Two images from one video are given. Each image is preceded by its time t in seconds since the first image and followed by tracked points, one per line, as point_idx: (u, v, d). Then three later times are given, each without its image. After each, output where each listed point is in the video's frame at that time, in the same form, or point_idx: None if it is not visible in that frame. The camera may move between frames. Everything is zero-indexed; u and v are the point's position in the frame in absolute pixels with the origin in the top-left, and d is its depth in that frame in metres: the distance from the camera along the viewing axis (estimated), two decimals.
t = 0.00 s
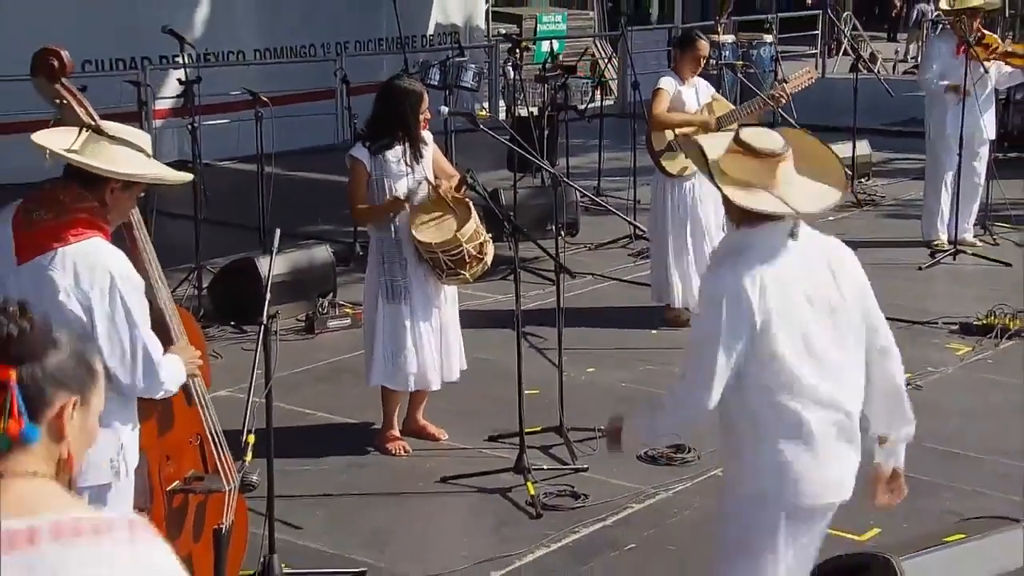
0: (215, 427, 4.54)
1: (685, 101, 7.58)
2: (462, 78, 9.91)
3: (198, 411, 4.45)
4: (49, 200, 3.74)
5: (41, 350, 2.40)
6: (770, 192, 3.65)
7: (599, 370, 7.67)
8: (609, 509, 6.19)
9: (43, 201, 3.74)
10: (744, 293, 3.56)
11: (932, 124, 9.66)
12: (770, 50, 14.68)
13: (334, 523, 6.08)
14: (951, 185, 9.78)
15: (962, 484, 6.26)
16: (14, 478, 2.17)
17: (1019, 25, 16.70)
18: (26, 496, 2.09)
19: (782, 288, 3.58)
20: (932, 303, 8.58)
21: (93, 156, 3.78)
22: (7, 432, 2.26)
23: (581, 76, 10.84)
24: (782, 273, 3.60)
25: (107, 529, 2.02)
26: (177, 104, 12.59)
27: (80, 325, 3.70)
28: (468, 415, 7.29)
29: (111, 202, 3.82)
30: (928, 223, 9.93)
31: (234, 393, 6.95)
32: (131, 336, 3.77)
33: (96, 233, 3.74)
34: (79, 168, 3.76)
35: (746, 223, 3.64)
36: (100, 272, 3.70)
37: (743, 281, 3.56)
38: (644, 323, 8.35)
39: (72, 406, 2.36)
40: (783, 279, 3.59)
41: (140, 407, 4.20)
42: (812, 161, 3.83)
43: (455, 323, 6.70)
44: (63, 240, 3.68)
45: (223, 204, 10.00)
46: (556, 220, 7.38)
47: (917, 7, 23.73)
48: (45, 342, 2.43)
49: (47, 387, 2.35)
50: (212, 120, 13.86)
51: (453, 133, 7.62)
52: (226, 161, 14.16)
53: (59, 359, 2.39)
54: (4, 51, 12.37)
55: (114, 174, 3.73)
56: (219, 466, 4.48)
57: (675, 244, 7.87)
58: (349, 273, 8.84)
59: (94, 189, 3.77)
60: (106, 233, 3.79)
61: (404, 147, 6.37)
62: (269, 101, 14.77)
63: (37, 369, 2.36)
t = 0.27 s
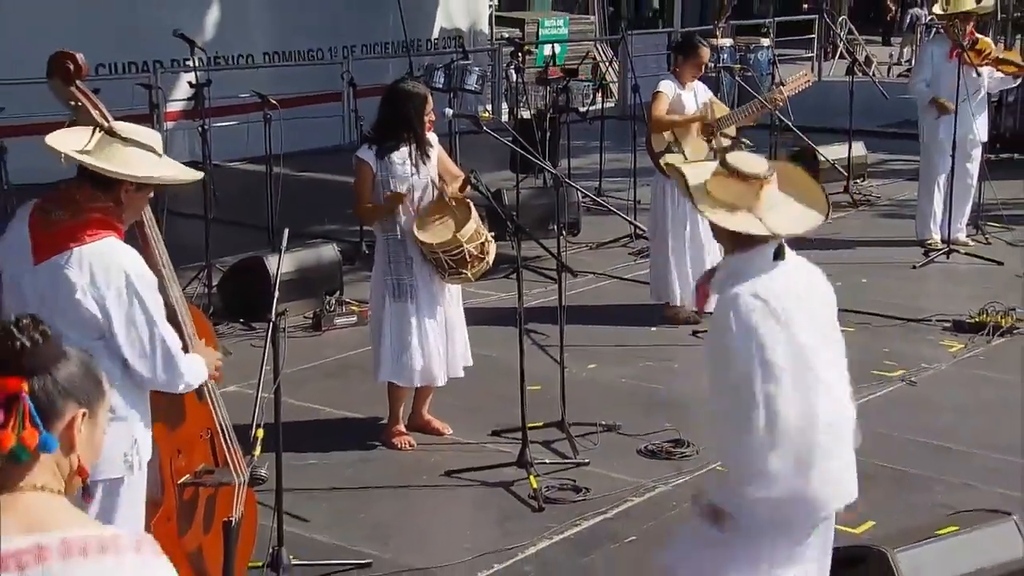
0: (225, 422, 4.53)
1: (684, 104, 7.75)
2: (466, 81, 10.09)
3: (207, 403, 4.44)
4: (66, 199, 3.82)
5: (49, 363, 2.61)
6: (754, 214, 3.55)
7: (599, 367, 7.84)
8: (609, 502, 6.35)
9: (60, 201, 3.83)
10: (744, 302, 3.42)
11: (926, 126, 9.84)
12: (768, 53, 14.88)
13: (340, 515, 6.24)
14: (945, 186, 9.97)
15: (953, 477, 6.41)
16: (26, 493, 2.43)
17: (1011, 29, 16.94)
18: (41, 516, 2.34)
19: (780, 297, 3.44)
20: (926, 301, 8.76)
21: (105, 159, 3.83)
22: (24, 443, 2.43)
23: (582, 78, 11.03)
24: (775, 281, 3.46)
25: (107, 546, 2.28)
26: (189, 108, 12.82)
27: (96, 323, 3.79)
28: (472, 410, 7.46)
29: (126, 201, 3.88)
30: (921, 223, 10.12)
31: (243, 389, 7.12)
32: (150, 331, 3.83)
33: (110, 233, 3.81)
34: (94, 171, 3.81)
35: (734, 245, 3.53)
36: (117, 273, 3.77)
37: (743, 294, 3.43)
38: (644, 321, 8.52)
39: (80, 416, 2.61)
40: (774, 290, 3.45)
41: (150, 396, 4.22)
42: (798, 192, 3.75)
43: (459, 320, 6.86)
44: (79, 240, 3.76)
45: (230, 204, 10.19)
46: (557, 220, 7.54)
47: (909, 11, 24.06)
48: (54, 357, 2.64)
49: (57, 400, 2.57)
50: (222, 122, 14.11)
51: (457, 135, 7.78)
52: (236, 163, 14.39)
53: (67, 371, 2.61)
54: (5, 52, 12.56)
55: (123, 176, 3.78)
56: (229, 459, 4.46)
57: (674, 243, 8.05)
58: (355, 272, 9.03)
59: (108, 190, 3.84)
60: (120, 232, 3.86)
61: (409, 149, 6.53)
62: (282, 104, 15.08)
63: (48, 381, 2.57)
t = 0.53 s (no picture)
0: (233, 416, 4.67)
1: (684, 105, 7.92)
2: (469, 83, 10.27)
3: (218, 400, 4.58)
4: (81, 199, 3.96)
5: (63, 342, 2.73)
6: (745, 194, 3.85)
7: (600, 363, 8.01)
8: (610, 495, 6.51)
9: (76, 201, 3.96)
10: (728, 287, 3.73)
11: (919, 127, 10.03)
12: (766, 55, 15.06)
13: (348, 507, 6.41)
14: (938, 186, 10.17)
15: (944, 470, 6.56)
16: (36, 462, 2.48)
17: (1005, 32, 17.15)
18: (51, 482, 2.39)
19: (765, 287, 3.73)
20: (920, 298, 8.93)
21: (118, 161, 3.98)
22: (35, 415, 2.55)
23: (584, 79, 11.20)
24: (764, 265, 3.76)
25: (111, 516, 2.33)
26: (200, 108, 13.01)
27: (109, 319, 3.91)
28: (476, 405, 7.62)
29: (140, 201, 4.00)
30: (915, 222, 10.32)
31: (252, 384, 7.29)
32: (161, 331, 3.95)
33: (125, 231, 3.95)
34: (106, 174, 3.96)
35: (729, 223, 3.85)
36: (131, 272, 3.90)
37: (726, 279, 3.73)
38: (644, 318, 8.69)
39: (91, 393, 2.68)
40: (763, 275, 3.74)
41: (162, 395, 4.34)
42: (794, 167, 4.02)
43: (463, 317, 7.02)
44: (94, 238, 3.90)
45: (238, 203, 10.37)
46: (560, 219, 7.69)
47: (904, 15, 24.30)
48: (67, 338, 2.75)
49: (70, 373, 2.67)
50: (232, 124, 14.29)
51: (462, 135, 7.94)
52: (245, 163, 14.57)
53: (81, 346, 2.73)
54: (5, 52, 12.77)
55: (134, 179, 3.92)
56: (239, 454, 4.59)
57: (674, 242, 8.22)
58: (361, 270, 9.21)
59: (120, 191, 3.96)
60: (134, 231, 4.00)
61: (413, 150, 6.70)
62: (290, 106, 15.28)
63: (62, 356, 2.68)
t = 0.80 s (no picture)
0: (243, 411, 4.78)
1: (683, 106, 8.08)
2: (472, 85, 10.43)
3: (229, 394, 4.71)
4: (94, 199, 4.06)
5: (76, 365, 2.71)
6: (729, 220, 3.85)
7: (601, 359, 8.17)
8: (611, 488, 6.67)
9: (91, 199, 4.06)
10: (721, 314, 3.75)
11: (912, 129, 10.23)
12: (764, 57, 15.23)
13: (354, 499, 6.57)
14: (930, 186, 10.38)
15: (937, 462, 6.73)
16: (40, 493, 2.52)
17: (997, 34, 17.35)
18: (53, 510, 2.47)
19: (746, 306, 3.76)
20: (915, 296, 9.10)
21: (130, 161, 4.09)
22: (45, 443, 2.56)
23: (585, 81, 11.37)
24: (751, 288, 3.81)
25: (111, 543, 2.42)
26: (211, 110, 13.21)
27: (122, 316, 4.01)
28: (478, 400, 7.79)
29: (153, 200, 4.13)
30: (907, 220, 10.54)
31: (260, 379, 7.46)
32: (172, 327, 4.05)
33: (138, 229, 4.04)
34: (116, 174, 4.07)
35: (706, 253, 3.83)
36: (143, 270, 3.99)
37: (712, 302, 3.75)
38: (643, 315, 8.85)
39: (100, 422, 2.68)
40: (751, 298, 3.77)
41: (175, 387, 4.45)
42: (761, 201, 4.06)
43: (466, 314, 7.19)
44: (108, 236, 3.99)
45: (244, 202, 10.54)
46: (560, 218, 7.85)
47: (897, 17, 24.52)
48: (82, 357, 2.73)
49: (81, 406, 2.66)
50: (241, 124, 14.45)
51: (465, 135, 8.10)
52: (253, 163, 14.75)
53: (93, 377, 2.69)
54: (5, 51, 12.92)
55: (145, 180, 4.03)
56: (247, 446, 4.69)
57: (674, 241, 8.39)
58: (367, 268, 9.38)
59: (134, 190, 4.08)
60: (146, 229, 4.09)
61: (417, 150, 6.87)
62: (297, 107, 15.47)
63: (73, 384, 2.66)
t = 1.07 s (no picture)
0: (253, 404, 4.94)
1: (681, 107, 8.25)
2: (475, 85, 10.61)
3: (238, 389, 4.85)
4: (109, 199, 4.16)
5: (88, 342, 2.92)
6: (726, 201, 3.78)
7: (601, 354, 8.35)
8: (611, 480, 6.85)
9: (106, 200, 4.16)
10: (748, 321, 3.63)
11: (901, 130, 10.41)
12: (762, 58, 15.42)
13: (359, 491, 6.74)
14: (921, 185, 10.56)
15: (929, 456, 6.90)
16: (46, 457, 2.73)
17: (991, 36, 17.57)
18: (58, 477, 2.68)
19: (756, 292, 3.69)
20: (909, 293, 9.28)
21: (145, 163, 4.19)
22: (54, 414, 2.78)
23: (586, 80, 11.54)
24: (767, 295, 3.73)
25: (104, 515, 2.56)
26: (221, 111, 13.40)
27: (137, 313, 4.10)
28: (481, 395, 7.96)
29: (165, 198, 4.22)
30: (899, 220, 10.72)
31: (269, 373, 7.63)
32: (186, 321, 4.16)
33: (151, 228, 4.14)
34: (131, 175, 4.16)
35: (709, 230, 3.73)
36: (158, 268, 4.10)
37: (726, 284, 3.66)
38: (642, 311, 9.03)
39: (106, 398, 2.89)
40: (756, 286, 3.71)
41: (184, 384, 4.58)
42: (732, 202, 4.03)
43: (469, 311, 7.36)
44: (123, 234, 4.09)
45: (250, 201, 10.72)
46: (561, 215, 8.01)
47: (893, 18, 24.75)
48: (93, 335, 2.94)
49: (90, 380, 2.87)
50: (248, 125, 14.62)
51: (468, 135, 8.26)
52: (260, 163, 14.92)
53: (101, 352, 2.91)
54: (6, 52, 13.08)
55: (161, 180, 4.13)
56: (256, 439, 4.86)
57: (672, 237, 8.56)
58: (371, 265, 9.56)
59: (149, 189, 4.17)
60: (159, 227, 4.20)
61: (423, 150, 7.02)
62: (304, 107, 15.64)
63: (81, 360, 2.88)
